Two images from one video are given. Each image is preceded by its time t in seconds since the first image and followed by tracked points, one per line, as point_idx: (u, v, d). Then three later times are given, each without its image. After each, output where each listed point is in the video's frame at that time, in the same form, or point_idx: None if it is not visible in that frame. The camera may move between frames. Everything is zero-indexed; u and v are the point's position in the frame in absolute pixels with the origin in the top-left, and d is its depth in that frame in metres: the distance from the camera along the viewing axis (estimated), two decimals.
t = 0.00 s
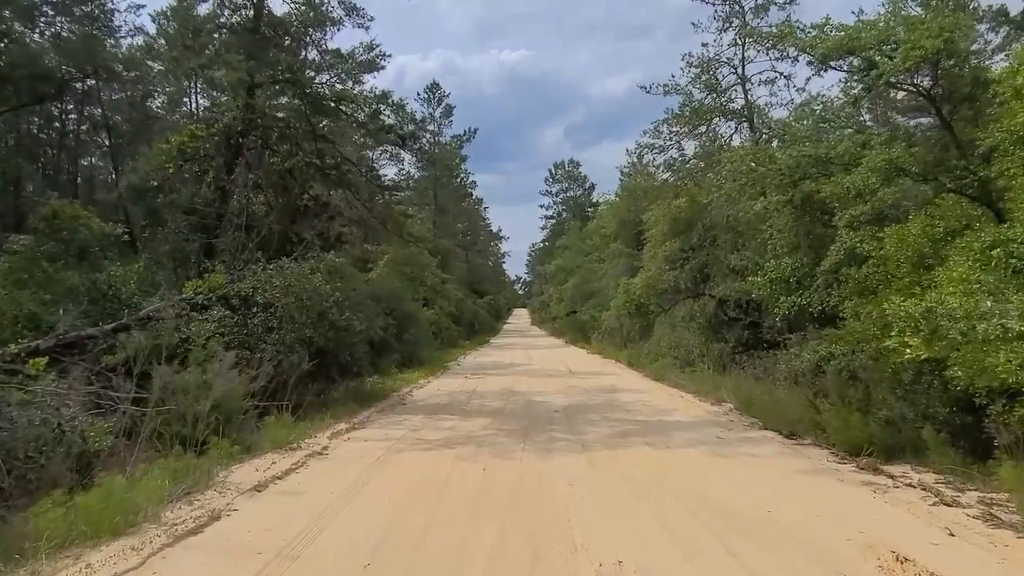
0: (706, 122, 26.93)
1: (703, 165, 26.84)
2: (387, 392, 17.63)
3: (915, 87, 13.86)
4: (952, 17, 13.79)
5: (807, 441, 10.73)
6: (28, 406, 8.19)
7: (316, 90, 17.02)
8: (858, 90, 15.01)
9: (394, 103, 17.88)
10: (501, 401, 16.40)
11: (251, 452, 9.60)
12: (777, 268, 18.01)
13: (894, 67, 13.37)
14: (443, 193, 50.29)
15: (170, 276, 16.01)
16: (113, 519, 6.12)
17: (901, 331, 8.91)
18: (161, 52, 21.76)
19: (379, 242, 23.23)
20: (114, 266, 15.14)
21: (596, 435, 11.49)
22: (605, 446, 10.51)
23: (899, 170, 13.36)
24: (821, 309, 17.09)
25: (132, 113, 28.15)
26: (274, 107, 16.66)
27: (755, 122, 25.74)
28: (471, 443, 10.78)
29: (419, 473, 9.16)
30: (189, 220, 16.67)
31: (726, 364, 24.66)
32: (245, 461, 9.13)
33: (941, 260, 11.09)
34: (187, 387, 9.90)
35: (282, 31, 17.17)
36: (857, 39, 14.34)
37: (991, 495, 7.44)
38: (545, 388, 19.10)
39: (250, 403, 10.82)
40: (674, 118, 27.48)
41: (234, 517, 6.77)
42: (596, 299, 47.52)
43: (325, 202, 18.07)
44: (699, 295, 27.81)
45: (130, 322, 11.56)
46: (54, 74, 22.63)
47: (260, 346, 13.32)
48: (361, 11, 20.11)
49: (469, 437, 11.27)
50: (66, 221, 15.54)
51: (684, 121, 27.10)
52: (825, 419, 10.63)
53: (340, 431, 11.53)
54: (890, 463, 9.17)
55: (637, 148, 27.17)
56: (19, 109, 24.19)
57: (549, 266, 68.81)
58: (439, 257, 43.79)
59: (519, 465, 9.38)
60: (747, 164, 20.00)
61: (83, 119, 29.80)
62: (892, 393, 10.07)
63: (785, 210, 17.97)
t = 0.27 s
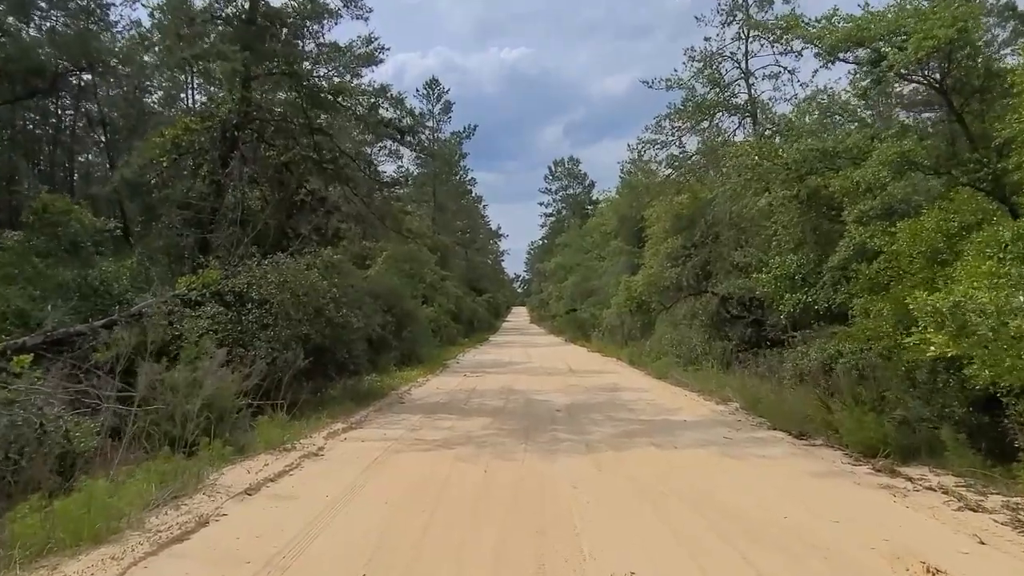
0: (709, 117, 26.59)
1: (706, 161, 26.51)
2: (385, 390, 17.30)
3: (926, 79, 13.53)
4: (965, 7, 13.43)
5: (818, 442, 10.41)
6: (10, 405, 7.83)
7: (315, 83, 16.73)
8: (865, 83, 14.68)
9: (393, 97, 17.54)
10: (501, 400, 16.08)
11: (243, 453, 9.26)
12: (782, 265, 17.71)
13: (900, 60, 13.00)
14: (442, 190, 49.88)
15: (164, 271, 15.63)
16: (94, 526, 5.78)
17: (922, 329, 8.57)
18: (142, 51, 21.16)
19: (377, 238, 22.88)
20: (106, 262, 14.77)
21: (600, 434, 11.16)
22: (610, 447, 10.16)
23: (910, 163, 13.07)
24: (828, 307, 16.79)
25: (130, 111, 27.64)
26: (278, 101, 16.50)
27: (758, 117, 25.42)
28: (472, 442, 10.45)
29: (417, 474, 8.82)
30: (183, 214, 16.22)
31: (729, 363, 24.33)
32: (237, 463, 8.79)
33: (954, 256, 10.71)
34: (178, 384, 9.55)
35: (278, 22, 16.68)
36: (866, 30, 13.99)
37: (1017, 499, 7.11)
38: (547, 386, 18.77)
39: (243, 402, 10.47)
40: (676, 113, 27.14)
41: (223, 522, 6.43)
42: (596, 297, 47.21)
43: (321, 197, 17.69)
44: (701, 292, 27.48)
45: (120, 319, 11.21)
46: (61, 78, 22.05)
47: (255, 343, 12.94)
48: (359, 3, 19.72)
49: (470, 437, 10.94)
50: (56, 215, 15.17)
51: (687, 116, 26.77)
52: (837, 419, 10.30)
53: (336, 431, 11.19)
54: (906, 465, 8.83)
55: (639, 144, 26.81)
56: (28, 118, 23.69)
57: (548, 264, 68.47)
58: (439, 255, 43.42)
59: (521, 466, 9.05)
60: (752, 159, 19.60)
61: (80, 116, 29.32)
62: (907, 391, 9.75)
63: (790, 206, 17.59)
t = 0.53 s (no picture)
0: (711, 114, 26.27)
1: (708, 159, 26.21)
2: (382, 391, 16.98)
3: (935, 74, 13.26)
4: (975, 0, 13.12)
5: (828, 446, 10.10)
6: None
7: (309, 76, 16.26)
8: (873, 78, 14.32)
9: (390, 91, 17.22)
10: (501, 401, 15.77)
11: (234, 459, 8.92)
12: (787, 264, 17.52)
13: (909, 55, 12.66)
14: (441, 189, 49.50)
15: (156, 270, 15.29)
16: (70, 541, 5.44)
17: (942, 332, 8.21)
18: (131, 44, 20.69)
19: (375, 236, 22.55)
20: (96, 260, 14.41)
21: (603, 438, 10.83)
22: (613, 451, 9.86)
23: (920, 161, 12.90)
24: (832, 307, 16.56)
25: (126, 109, 27.25)
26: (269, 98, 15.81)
27: (761, 114, 25.11)
28: (471, 447, 10.12)
29: (414, 480, 8.50)
30: (175, 211, 15.99)
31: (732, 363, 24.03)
32: (227, 470, 8.46)
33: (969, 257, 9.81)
34: (167, 385, 9.25)
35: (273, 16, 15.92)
36: (875, 23, 13.66)
37: None
38: (547, 387, 18.45)
39: (235, 404, 10.15)
40: (678, 111, 26.81)
41: (209, 535, 6.10)
42: (596, 296, 46.91)
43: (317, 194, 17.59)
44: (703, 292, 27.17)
45: (110, 318, 10.90)
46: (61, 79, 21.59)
47: (248, 344, 12.61)
48: None
49: (469, 441, 10.61)
50: (45, 213, 14.80)
51: (689, 114, 26.45)
52: (848, 423, 9.99)
53: (331, 434, 10.87)
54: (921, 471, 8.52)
55: (640, 142, 26.48)
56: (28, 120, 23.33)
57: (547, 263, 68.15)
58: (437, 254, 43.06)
59: (522, 472, 8.73)
60: (756, 156, 19.22)
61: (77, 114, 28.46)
62: (921, 395, 9.43)
63: (795, 204, 17.21)
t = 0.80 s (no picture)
0: (718, 110, 25.89)
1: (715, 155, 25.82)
2: (384, 389, 16.66)
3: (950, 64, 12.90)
4: None
5: (844, 448, 9.74)
6: None
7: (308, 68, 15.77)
8: (888, 69, 13.96)
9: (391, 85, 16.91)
10: (505, 401, 15.43)
11: (228, 461, 8.58)
12: (795, 262, 17.09)
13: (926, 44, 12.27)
14: (444, 186, 49.16)
15: (153, 266, 14.97)
16: (48, 549, 5.11)
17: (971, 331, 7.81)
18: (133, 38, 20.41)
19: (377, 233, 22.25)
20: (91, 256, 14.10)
21: (610, 440, 10.48)
22: (623, 455, 9.49)
23: (938, 153, 12.52)
24: (841, 305, 16.26)
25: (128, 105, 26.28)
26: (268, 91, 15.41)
27: (769, 109, 24.73)
28: (474, 449, 9.78)
29: (415, 483, 8.16)
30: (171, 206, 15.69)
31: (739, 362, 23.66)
32: (220, 472, 8.13)
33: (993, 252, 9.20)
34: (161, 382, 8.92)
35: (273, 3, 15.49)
36: (889, 13, 13.26)
37: None
38: (552, 386, 18.11)
39: (230, 403, 9.83)
40: (684, 106, 26.44)
41: (197, 542, 5.77)
42: (600, 295, 46.56)
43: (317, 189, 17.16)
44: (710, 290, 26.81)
45: (104, 314, 10.61)
46: (62, 75, 21.31)
47: (246, 341, 12.27)
48: None
49: (472, 442, 10.26)
50: (40, 208, 14.48)
51: (696, 109, 26.09)
52: (865, 423, 9.63)
53: (330, 435, 10.52)
54: (944, 474, 8.16)
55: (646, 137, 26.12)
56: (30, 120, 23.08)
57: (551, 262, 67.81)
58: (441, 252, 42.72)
59: (528, 475, 8.37)
60: (765, 150, 18.85)
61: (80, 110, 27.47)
62: (943, 394, 9.06)
63: (806, 199, 16.83)
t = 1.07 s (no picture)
0: (730, 106, 25.48)
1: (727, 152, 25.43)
2: (391, 391, 16.39)
3: (975, 58, 12.47)
4: None
5: (868, 455, 9.37)
6: None
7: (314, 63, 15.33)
8: (909, 63, 13.56)
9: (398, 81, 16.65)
10: (514, 403, 15.12)
11: (228, 470, 8.27)
12: (811, 261, 16.55)
13: (950, 36, 11.88)
14: (452, 185, 48.85)
15: (156, 267, 14.70)
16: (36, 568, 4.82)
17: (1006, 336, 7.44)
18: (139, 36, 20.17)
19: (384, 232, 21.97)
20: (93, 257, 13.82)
21: (625, 446, 10.14)
22: (640, 462, 9.13)
23: (964, 149, 12.15)
24: (858, 304, 15.82)
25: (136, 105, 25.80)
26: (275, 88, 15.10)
27: (782, 106, 24.31)
28: (484, 455, 9.46)
29: (423, 493, 7.84)
30: (174, 205, 15.36)
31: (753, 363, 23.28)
32: (223, 481, 7.83)
33: None
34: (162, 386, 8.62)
35: None
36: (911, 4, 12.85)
37: None
38: (562, 388, 17.80)
39: (234, 407, 9.54)
40: (696, 103, 26.06)
41: (194, 558, 5.47)
42: (609, 294, 46.21)
43: (323, 186, 16.81)
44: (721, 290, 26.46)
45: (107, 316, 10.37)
46: (67, 73, 21.09)
47: (250, 343, 11.98)
48: None
49: (482, 448, 9.94)
50: (42, 207, 14.22)
51: (708, 106, 25.70)
52: (891, 430, 9.25)
53: (336, 440, 10.22)
54: (976, 484, 7.79)
55: (658, 135, 25.74)
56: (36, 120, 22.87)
57: (559, 261, 67.45)
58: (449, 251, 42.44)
59: (541, 485, 8.04)
60: (779, 147, 18.42)
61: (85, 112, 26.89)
62: (974, 400, 8.67)
63: (822, 197, 16.41)
